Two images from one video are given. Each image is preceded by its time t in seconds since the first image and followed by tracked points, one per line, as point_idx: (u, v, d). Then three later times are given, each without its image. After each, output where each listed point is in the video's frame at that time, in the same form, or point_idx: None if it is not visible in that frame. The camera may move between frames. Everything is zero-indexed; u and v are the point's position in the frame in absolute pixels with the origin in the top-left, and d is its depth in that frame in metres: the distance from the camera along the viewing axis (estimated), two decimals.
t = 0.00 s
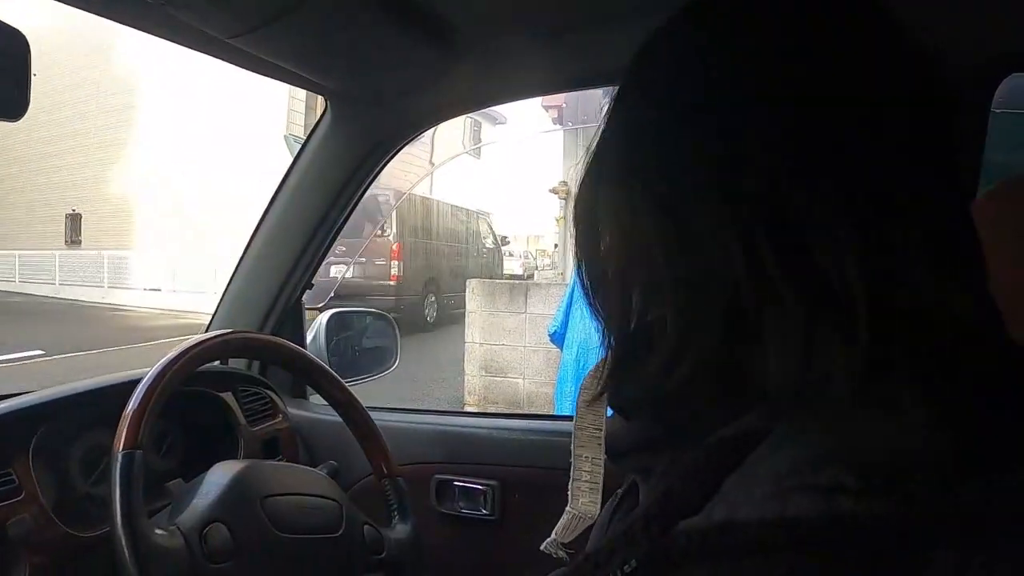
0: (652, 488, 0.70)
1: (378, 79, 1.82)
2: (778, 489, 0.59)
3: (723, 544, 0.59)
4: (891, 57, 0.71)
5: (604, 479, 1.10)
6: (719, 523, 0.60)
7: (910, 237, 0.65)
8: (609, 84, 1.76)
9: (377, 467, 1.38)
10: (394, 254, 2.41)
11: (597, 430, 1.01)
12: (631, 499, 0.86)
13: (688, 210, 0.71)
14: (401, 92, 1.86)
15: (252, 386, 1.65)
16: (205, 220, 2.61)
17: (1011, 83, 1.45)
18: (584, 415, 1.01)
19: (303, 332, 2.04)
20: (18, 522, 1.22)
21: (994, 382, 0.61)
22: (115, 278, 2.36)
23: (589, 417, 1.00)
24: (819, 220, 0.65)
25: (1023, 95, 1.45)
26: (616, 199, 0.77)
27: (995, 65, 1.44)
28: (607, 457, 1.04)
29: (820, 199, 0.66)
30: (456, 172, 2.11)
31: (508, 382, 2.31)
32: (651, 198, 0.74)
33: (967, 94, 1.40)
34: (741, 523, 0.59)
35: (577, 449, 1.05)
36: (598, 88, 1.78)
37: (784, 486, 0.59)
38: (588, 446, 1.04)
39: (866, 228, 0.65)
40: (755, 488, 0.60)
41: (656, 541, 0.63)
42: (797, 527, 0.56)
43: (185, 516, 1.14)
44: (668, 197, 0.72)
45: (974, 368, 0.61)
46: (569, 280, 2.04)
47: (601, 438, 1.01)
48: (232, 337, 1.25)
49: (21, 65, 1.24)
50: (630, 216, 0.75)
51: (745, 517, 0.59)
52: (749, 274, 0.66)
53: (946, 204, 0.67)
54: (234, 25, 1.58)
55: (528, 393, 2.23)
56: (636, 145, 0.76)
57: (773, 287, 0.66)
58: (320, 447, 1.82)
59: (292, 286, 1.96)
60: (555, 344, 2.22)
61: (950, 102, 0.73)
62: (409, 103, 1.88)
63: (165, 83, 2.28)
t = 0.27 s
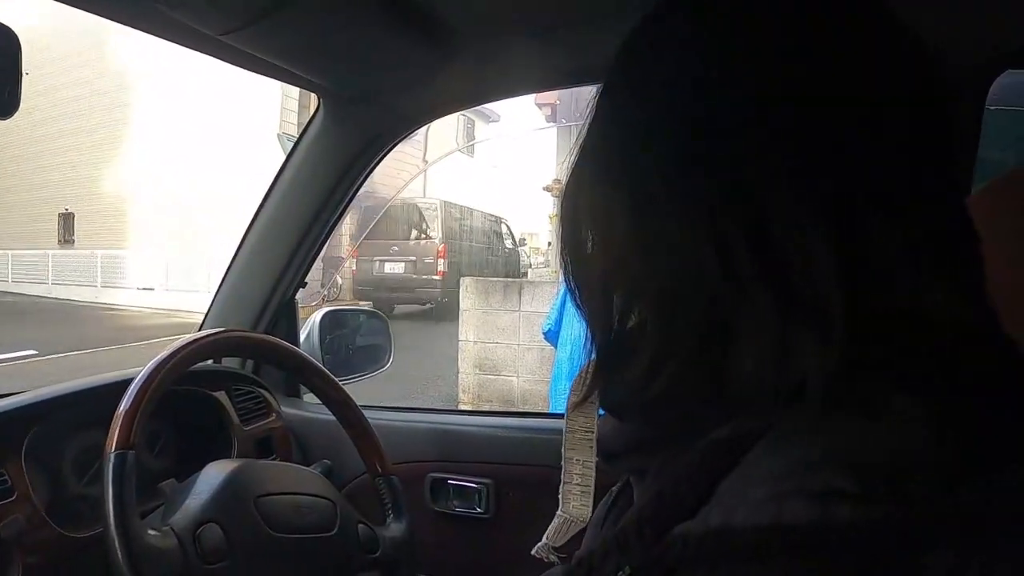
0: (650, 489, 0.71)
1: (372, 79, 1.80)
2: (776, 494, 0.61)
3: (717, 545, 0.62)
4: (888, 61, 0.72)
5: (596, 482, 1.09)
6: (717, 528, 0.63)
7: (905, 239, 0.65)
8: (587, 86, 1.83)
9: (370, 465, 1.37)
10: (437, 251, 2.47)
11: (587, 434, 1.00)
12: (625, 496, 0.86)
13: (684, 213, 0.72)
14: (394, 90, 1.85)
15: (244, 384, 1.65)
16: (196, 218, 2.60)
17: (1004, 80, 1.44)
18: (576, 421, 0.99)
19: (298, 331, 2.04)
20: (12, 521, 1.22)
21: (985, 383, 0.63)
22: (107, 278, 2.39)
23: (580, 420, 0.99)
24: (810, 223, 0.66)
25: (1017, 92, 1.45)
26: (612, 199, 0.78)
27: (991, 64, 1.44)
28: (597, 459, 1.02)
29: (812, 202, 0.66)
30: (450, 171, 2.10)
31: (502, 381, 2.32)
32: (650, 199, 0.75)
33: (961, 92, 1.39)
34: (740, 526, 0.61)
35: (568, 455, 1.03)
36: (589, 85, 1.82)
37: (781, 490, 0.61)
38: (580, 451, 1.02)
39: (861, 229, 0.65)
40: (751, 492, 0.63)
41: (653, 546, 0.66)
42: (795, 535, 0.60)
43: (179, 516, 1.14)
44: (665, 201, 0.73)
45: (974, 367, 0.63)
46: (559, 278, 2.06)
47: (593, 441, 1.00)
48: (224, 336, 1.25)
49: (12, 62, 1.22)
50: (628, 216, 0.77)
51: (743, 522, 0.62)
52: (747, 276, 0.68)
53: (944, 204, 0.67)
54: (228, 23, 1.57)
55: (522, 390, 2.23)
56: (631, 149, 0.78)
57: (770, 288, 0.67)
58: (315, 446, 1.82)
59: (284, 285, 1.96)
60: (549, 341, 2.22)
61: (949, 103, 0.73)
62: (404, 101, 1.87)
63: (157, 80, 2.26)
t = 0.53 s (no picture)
0: (650, 492, 0.71)
1: (372, 81, 1.80)
2: (776, 500, 0.62)
3: (720, 552, 0.63)
4: (888, 66, 0.72)
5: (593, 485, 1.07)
6: (718, 536, 0.64)
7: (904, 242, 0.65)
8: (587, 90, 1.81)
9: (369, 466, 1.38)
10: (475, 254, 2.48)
11: (586, 437, 0.99)
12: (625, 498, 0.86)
13: (683, 216, 0.72)
14: (394, 91, 1.85)
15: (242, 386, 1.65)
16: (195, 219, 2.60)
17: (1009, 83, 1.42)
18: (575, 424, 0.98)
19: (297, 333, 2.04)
20: (10, 522, 1.21)
21: (986, 386, 0.63)
22: (106, 279, 2.36)
23: (579, 422, 0.98)
24: (810, 227, 0.66)
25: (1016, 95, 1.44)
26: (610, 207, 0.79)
27: (995, 65, 1.43)
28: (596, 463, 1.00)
29: (809, 208, 0.67)
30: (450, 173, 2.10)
31: (501, 383, 2.32)
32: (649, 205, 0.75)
33: (962, 95, 1.39)
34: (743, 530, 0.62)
35: (566, 459, 1.01)
36: (590, 88, 1.80)
37: (782, 497, 0.62)
38: (578, 455, 1.00)
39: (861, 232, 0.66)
40: (751, 498, 0.64)
41: (653, 552, 0.67)
42: (796, 540, 0.61)
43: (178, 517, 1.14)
44: (665, 204, 0.74)
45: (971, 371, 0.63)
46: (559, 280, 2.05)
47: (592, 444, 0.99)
48: (222, 338, 1.25)
49: (11, 63, 1.23)
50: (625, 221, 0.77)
51: (744, 528, 0.63)
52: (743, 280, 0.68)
53: (943, 208, 0.68)
54: (227, 24, 1.57)
55: (521, 394, 2.22)
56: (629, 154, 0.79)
57: (766, 293, 0.67)
58: (314, 449, 1.82)
59: (283, 286, 1.96)
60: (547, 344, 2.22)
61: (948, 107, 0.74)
62: (404, 103, 1.87)
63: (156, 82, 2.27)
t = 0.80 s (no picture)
0: (650, 493, 0.71)
1: (373, 81, 1.80)
2: (777, 500, 0.62)
3: (721, 552, 0.63)
4: (889, 67, 0.72)
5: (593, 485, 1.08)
6: (719, 537, 0.63)
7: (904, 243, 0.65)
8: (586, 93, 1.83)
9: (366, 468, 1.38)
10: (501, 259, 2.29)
11: (587, 439, 1.00)
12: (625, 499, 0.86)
13: (683, 216, 0.72)
14: (395, 91, 1.85)
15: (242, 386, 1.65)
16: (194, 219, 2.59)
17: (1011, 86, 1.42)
18: (575, 426, 1.00)
19: (296, 332, 2.04)
20: (10, 521, 1.21)
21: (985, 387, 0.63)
22: (106, 278, 2.38)
23: (579, 424, 0.99)
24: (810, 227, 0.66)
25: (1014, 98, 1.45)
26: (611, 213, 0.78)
27: (996, 68, 1.42)
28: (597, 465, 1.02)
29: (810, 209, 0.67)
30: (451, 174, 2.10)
31: (501, 386, 2.31)
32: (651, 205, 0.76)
33: (961, 98, 1.39)
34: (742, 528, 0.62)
35: (567, 460, 1.03)
36: (589, 91, 1.82)
37: (782, 497, 0.62)
38: (579, 457, 1.01)
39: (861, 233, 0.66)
40: (751, 499, 0.64)
41: (655, 554, 0.67)
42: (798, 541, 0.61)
43: (178, 516, 1.14)
44: (666, 204, 0.74)
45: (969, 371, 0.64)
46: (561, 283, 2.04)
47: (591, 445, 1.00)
48: (221, 338, 1.25)
49: (11, 62, 1.23)
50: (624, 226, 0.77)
51: (745, 529, 0.62)
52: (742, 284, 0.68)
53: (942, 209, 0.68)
54: (230, 23, 1.56)
55: (521, 396, 2.23)
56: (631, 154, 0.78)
57: (768, 296, 0.67)
58: (314, 449, 1.81)
59: (284, 286, 1.96)
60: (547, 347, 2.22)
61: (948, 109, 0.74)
62: (404, 103, 1.87)
63: (156, 81, 2.26)
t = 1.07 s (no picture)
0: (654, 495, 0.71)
1: (373, 81, 1.81)
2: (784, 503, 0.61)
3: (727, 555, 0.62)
4: (892, 66, 0.71)
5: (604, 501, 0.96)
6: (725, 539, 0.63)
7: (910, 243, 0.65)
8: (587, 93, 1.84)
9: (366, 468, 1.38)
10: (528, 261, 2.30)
11: (598, 448, 0.97)
12: (632, 500, 0.84)
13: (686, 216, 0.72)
14: (395, 91, 1.85)
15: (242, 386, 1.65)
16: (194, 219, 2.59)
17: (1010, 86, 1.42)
18: (584, 431, 0.99)
19: (296, 332, 2.04)
20: (9, 520, 1.21)
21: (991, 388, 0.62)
22: (105, 278, 2.39)
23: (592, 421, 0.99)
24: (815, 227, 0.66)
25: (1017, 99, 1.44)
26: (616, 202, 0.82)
27: (995, 67, 1.42)
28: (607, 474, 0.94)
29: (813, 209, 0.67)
30: (450, 175, 2.11)
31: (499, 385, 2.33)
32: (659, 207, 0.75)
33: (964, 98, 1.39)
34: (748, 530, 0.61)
35: (576, 473, 0.97)
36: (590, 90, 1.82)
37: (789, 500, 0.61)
38: (587, 467, 0.96)
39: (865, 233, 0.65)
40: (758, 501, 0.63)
41: (666, 557, 0.64)
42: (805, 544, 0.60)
43: (177, 516, 1.14)
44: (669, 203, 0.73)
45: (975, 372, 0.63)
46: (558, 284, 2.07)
47: (601, 453, 0.96)
48: (221, 338, 1.25)
49: (11, 60, 1.23)
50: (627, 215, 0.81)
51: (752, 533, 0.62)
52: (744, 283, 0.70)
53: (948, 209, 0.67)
54: (230, 23, 1.56)
55: (520, 395, 2.23)
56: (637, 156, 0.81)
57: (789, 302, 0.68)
58: (313, 448, 1.82)
59: (284, 285, 1.96)
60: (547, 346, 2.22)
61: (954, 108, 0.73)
62: (405, 103, 1.87)
63: (157, 81, 2.27)
